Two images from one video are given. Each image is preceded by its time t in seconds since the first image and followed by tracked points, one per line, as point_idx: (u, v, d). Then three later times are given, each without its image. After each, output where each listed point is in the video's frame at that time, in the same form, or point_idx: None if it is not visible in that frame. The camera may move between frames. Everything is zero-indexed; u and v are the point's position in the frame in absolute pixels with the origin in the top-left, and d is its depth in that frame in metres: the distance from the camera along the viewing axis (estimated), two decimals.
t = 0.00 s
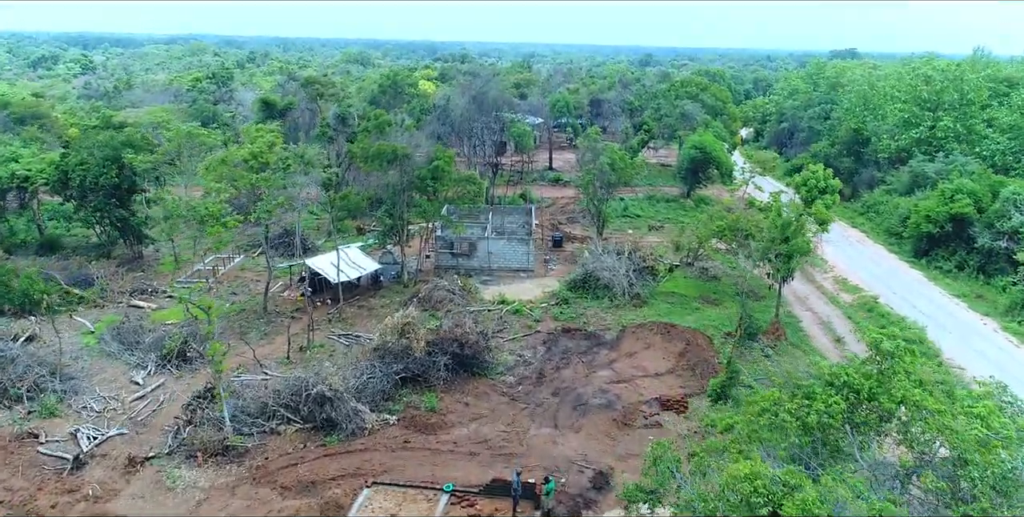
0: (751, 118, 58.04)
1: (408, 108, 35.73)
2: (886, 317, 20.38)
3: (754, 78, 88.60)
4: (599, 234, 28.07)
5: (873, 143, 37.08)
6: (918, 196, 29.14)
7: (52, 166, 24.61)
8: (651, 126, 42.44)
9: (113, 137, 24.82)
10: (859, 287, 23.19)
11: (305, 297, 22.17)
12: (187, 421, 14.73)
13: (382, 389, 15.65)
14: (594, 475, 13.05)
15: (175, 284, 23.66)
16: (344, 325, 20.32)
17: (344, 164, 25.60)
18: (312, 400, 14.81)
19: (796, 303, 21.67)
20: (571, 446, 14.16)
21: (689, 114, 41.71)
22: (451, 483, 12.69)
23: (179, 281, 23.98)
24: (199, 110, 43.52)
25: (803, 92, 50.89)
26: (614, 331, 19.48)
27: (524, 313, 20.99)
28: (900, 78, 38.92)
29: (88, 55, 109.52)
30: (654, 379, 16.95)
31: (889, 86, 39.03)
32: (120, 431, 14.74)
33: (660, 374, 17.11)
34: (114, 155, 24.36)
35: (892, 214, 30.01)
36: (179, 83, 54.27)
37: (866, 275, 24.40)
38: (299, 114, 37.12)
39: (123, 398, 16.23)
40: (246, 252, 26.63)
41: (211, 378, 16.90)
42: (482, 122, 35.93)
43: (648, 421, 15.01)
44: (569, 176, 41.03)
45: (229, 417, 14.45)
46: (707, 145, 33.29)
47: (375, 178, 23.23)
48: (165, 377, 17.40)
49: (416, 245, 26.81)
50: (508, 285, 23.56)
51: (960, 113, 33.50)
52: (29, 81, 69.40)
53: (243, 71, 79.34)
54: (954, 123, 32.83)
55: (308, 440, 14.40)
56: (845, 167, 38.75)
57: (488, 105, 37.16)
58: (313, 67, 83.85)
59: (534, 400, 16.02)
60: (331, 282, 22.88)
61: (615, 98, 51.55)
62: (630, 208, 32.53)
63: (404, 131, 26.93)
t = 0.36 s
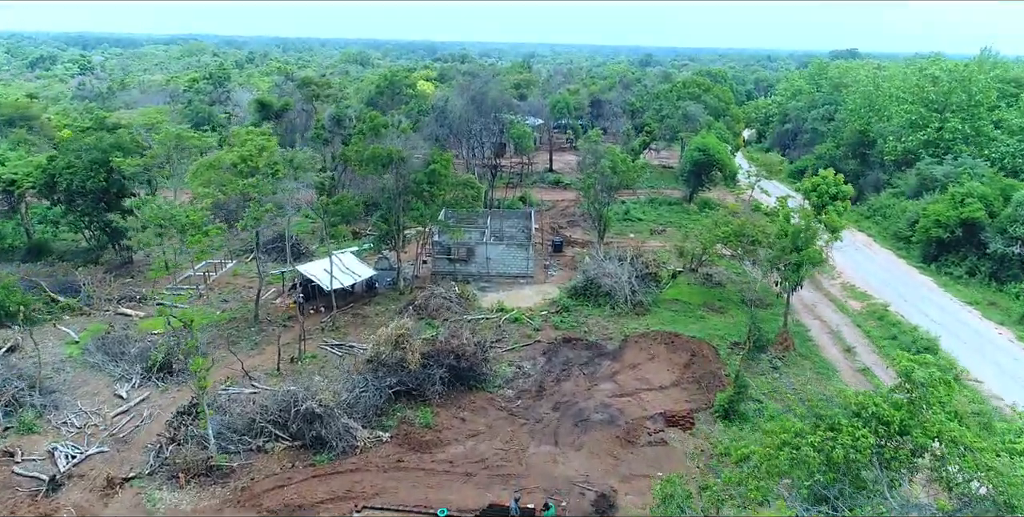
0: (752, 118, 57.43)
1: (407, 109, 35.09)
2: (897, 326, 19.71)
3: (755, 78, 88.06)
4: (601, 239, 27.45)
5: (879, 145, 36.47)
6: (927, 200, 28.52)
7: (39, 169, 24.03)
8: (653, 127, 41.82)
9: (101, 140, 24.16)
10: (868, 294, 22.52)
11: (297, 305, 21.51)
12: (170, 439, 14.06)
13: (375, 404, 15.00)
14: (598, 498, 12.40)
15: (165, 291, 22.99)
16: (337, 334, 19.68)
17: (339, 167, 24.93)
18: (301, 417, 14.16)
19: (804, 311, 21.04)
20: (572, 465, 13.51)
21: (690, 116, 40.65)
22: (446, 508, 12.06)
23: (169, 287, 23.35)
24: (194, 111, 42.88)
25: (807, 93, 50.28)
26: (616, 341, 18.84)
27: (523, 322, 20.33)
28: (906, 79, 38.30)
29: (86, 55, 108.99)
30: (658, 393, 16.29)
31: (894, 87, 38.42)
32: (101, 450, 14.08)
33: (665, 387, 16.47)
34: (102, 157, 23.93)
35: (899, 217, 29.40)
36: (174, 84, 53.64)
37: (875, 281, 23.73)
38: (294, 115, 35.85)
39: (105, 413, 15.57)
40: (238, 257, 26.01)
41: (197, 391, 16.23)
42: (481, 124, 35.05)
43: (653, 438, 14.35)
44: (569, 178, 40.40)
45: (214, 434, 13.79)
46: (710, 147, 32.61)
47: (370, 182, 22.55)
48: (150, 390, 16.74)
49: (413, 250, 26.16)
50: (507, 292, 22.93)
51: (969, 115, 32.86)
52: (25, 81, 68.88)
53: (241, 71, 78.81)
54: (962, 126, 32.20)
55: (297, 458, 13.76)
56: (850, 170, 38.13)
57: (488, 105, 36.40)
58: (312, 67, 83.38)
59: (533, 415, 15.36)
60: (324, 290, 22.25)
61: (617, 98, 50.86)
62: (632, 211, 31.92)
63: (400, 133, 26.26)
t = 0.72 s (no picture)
0: (755, 119, 56.81)
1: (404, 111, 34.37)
2: (909, 336, 19.07)
3: (756, 78, 87.53)
4: (603, 244, 26.81)
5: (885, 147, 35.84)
6: (936, 204, 27.87)
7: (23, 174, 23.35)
8: (655, 128, 41.18)
9: (89, 143, 23.67)
10: (878, 301, 21.85)
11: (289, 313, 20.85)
12: (151, 458, 13.37)
13: (367, 421, 14.34)
14: None
15: (154, 299, 22.30)
16: (330, 344, 19.03)
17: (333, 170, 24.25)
18: (289, 436, 13.49)
19: (812, 319, 20.39)
20: (573, 487, 12.84)
21: (693, 117, 40.00)
22: None
23: (158, 295, 22.71)
24: (188, 113, 42.21)
25: (810, 93, 49.64)
26: (619, 352, 18.18)
27: (523, 331, 19.67)
28: (912, 79, 37.69)
29: (83, 55, 108.21)
30: (663, 407, 15.63)
31: (899, 88, 37.81)
32: (79, 469, 13.42)
33: (670, 402, 15.81)
34: (88, 161, 23.57)
35: (908, 221, 28.75)
36: (169, 84, 52.99)
37: (886, 289, 23.04)
38: (290, 117, 34.85)
39: (85, 429, 14.91)
40: (230, 262, 25.36)
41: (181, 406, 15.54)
42: (479, 125, 33.73)
43: (658, 457, 13.68)
44: (570, 181, 39.74)
45: (197, 454, 13.12)
46: (713, 149, 31.87)
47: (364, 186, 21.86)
48: (133, 405, 16.04)
49: (410, 256, 25.48)
50: (506, 299, 22.27)
51: (978, 116, 32.21)
52: (20, 82, 68.25)
53: (239, 71, 78.17)
54: (971, 127, 31.56)
55: (284, 479, 13.10)
56: (855, 172, 37.50)
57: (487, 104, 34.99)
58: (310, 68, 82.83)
59: (532, 432, 14.70)
60: (317, 297, 21.59)
61: (618, 99, 50.19)
62: (633, 215, 31.29)
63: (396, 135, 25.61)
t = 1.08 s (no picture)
0: (757, 120, 56.18)
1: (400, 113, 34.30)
2: (922, 346, 18.42)
3: (758, 78, 87.00)
4: (604, 249, 26.20)
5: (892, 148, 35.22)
6: (946, 207, 27.22)
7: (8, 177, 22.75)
8: (656, 129, 40.61)
9: (76, 146, 23.06)
10: (889, 309, 21.20)
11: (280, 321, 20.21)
12: (131, 479, 12.69)
13: (359, 438, 13.70)
14: None
15: (142, 306, 21.73)
16: (323, 354, 18.40)
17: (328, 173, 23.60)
18: (276, 455, 12.85)
19: (821, 328, 19.78)
20: (575, 510, 12.19)
21: (696, 118, 39.42)
22: None
23: (146, 302, 22.08)
24: (183, 114, 41.56)
25: (814, 94, 49.02)
26: (622, 363, 17.55)
27: (522, 340, 19.04)
28: (918, 79, 37.06)
29: (80, 55, 107.49)
30: (668, 422, 14.98)
31: (905, 89, 37.17)
32: (56, 490, 12.77)
33: (675, 417, 15.17)
34: (76, 163, 22.93)
35: (917, 224, 28.13)
36: (165, 85, 52.35)
37: (896, 296, 22.43)
38: (286, 118, 34.05)
39: (65, 446, 14.26)
40: (223, 268, 24.73)
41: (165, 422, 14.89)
42: (478, 126, 32.79)
43: (663, 477, 13.04)
44: (570, 183, 39.09)
45: (179, 475, 12.49)
46: (717, 151, 31.21)
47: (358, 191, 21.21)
48: (116, 419, 15.40)
49: (406, 261, 24.83)
50: (505, 307, 21.63)
51: (987, 117, 31.58)
52: (15, 82, 67.57)
53: (237, 71, 77.56)
54: (980, 128, 30.93)
55: (271, 502, 12.46)
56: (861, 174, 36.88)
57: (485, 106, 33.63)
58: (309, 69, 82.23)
59: (532, 449, 14.05)
60: (310, 304, 20.97)
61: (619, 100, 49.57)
62: (636, 219, 30.67)
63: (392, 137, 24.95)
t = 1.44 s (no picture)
0: (760, 121, 55.56)
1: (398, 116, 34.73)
2: (935, 356, 17.81)
3: (759, 78, 86.40)
4: (606, 254, 25.58)
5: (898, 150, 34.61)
6: (956, 211, 26.61)
7: None
8: (657, 131, 40.00)
9: (64, 149, 22.51)
10: (900, 317, 20.58)
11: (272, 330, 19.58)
12: (110, 502, 12.18)
13: (350, 457, 13.09)
14: None
15: (130, 313, 21.12)
16: (316, 365, 17.79)
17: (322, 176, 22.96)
18: (263, 475, 12.23)
19: (830, 337, 19.17)
20: None
21: (699, 120, 38.75)
22: None
23: (135, 309, 21.46)
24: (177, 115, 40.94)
25: (817, 94, 48.41)
26: (625, 374, 16.93)
27: (522, 350, 18.42)
28: (924, 80, 36.45)
29: (78, 55, 106.76)
30: (673, 438, 14.37)
31: (911, 89, 36.57)
32: (31, 513, 12.15)
33: (681, 432, 14.57)
34: (63, 167, 22.43)
35: (925, 228, 27.53)
36: (160, 85, 51.73)
37: (906, 302, 21.81)
38: (281, 119, 33.40)
39: (43, 464, 13.65)
40: (215, 274, 24.12)
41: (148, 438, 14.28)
42: (477, 127, 32.05)
43: (669, 498, 12.43)
44: (571, 185, 38.46)
45: (161, 496, 11.87)
46: (721, 153, 30.58)
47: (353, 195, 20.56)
48: (98, 435, 14.75)
49: (403, 266, 24.20)
50: (504, 314, 21.00)
51: (996, 118, 30.96)
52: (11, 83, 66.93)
53: (234, 72, 76.93)
54: (989, 130, 30.31)
55: None
56: (867, 176, 36.27)
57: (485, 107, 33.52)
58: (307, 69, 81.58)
59: (531, 468, 13.44)
60: (303, 312, 20.36)
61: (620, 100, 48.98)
62: (637, 222, 30.06)
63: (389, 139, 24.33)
